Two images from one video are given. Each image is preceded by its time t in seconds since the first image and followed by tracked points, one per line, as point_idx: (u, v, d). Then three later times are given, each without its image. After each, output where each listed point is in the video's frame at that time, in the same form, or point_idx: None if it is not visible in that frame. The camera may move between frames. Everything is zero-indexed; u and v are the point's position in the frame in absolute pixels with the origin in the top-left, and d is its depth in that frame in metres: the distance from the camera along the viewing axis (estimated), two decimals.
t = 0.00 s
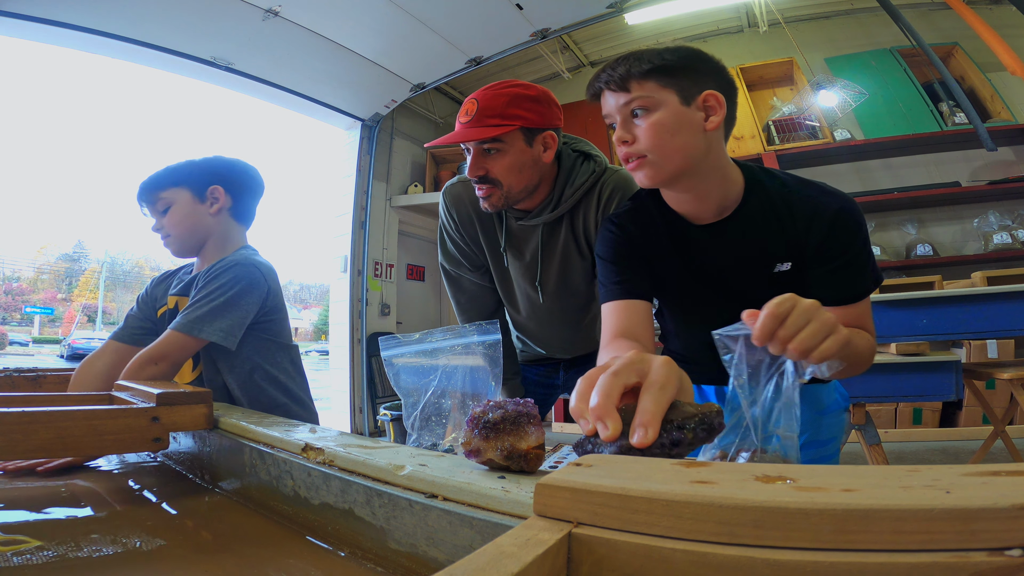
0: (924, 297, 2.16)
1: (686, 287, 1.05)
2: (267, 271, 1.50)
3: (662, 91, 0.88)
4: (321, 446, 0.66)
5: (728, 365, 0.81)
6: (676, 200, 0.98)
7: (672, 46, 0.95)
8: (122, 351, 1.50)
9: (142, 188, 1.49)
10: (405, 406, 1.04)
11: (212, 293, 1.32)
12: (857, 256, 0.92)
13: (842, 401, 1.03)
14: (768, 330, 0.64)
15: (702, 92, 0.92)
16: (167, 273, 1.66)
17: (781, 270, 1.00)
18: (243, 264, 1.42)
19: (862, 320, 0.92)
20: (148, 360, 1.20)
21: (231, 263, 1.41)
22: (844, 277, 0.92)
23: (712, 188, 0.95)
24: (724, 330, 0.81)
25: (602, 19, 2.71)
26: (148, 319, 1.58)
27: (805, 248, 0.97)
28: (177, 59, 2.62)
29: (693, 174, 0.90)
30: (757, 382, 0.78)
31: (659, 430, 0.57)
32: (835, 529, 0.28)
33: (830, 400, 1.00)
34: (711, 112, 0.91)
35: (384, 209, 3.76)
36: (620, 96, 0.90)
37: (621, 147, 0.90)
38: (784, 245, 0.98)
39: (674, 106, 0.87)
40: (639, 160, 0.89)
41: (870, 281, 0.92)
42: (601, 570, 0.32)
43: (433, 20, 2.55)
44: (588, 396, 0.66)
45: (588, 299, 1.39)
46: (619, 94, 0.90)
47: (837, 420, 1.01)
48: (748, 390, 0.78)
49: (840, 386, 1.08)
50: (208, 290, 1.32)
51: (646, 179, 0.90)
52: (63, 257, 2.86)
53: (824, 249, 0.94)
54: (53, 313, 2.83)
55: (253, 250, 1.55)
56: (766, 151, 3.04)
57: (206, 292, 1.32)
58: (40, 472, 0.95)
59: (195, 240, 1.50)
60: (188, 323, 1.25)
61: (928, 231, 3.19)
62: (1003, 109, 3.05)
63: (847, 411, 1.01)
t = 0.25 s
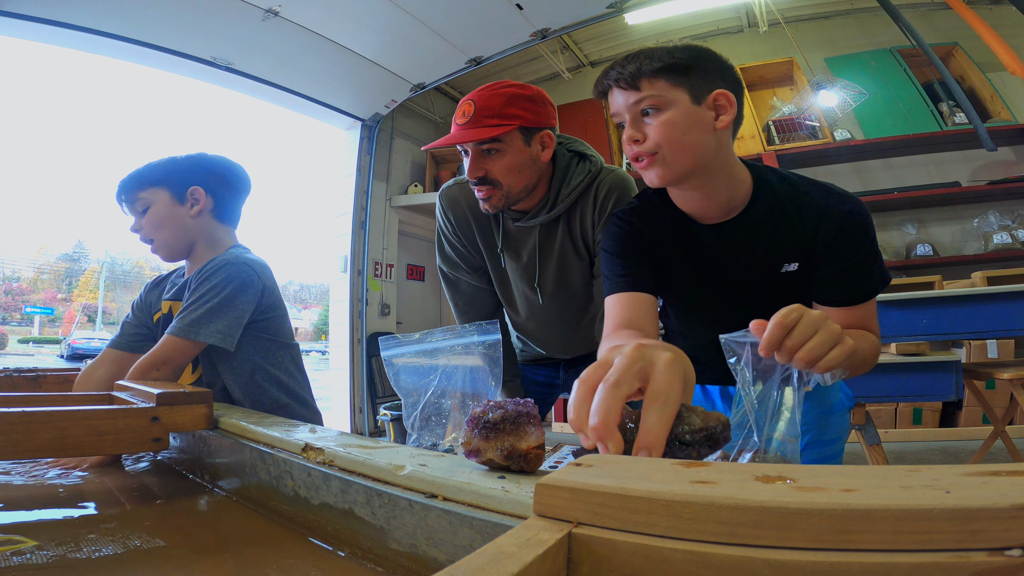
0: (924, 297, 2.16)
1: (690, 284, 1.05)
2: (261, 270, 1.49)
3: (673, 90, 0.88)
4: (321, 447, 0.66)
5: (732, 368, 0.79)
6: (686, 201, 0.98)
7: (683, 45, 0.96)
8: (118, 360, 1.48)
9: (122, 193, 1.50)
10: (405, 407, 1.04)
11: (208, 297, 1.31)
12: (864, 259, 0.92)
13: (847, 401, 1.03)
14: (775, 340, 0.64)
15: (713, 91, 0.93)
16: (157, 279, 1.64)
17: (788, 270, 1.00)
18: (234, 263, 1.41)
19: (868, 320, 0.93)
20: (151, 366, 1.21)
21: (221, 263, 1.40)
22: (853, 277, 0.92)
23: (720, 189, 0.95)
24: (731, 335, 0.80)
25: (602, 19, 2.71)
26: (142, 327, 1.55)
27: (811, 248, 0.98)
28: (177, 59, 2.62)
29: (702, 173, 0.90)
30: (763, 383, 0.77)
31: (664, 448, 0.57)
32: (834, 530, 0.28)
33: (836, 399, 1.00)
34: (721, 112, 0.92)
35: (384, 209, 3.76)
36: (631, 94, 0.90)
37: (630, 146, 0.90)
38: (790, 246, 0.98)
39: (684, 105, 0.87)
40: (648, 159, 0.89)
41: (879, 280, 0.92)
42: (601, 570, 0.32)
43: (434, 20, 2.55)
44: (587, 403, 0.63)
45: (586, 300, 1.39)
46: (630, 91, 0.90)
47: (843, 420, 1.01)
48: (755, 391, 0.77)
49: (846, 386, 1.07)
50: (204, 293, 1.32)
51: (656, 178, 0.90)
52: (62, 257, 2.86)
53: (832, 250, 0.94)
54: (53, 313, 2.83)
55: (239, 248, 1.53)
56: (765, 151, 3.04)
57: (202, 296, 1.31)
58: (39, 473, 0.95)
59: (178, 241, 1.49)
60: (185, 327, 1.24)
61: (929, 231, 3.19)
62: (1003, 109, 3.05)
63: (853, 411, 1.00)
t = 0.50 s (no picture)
0: (924, 297, 2.16)
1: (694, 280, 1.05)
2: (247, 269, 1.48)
3: (676, 85, 0.88)
4: (321, 447, 0.66)
5: (741, 370, 0.78)
6: (691, 196, 0.98)
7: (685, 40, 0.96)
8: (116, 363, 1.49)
9: (125, 183, 1.48)
10: (405, 407, 1.04)
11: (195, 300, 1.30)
12: (870, 255, 0.92)
13: (856, 402, 1.02)
14: (789, 341, 0.64)
15: (716, 86, 0.93)
16: (150, 281, 1.64)
17: (793, 265, 1.00)
18: (219, 263, 1.39)
19: (874, 317, 0.92)
20: (145, 370, 1.21)
21: (206, 263, 1.38)
22: (861, 273, 0.91)
23: (724, 184, 0.95)
24: (743, 338, 0.79)
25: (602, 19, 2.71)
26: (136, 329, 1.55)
27: (817, 244, 0.98)
28: (177, 59, 2.62)
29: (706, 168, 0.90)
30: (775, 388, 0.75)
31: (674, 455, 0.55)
32: (834, 530, 0.29)
33: (844, 400, 0.99)
34: (724, 107, 0.92)
35: (384, 209, 3.76)
36: (634, 89, 0.90)
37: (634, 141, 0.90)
38: (797, 243, 0.98)
39: (687, 100, 0.87)
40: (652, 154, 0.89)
41: (887, 277, 0.92)
42: (601, 570, 0.32)
43: (434, 20, 2.55)
44: (610, 412, 0.56)
45: (586, 300, 1.39)
46: (633, 86, 0.90)
47: (851, 421, 1.00)
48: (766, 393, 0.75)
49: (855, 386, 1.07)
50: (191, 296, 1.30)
51: (661, 174, 0.90)
52: (62, 257, 2.86)
53: (837, 247, 0.94)
54: (53, 313, 2.83)
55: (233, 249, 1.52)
56: (765, 151, 3.04)
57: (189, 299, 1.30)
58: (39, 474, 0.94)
59: (185, 237, 1.49)
60: (173, 330, 1.23)
61: (929, 230, 3.19)
62: (1003, 109, 3.05)
63: (861, 412, 1.00)
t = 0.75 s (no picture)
0: (924, 297, 2.16)
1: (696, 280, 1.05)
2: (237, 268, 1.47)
3: (681, 85, 0.87)
4: (321, 446, 0.66)
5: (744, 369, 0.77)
6: (696, 198, 0.98)
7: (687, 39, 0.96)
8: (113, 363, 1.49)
9: (179, 166, 1.49)
10: (405, 407, 1.04)
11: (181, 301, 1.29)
12: (877, 258, 0.92)
13: (860, 402, 1.02)
14: (790, 331, 0.64)
15: (722, 85, 0.92)
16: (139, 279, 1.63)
17: (800, 270, 1.00)
18: (209, 263, 1.38)
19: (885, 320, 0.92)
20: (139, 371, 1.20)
21: (195, 263, 1.37)
22: (867, 277, 0.92)
23: (729, 185, 0.95)
24: (742, 333, 0.78)
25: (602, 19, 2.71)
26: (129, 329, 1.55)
27: (824, 248, 0.98)
28: (177, 59, 2.62)
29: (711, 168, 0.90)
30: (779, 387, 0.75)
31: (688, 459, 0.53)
32: (834, 530, 0.29)
33: (848, 400, 0.99)
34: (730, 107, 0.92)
35: (384, 209, 3.76)
36: (637, 90, 0.90)
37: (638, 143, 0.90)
38: (804, 245, 0.98)
39: (692, 100, 0.87)
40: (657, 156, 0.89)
41: (895, 281, 0.91)
42: (601, 570, 0.32)
43: (434, 20, 2.55)
44: (624, 417, 0.56)
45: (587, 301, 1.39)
46: (637, 87, 0.90)
47: (855, 422, 1.00)
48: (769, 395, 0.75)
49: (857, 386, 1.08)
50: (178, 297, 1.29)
51: (667, 177, 0.90)
52: (63, 257, 2.86)
53: (846, 250, 0.94)
54: (53, 313, 2.83)
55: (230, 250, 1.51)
56: (766, 150, 3.04)
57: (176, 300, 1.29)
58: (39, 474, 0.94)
59: (200, 234, 1.49)
60: (163, 331, 1.23)
61: (929, 231, 3.19)
62: (1003, 109, 3.05)
63: (865, 413, 1.00)
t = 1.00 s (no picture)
0: (924, 297, 2.16)
1: (699, 277, 1.05)
2: (235, 268, 1.47)
3: (682, 81, 0.87)
4: (321, 446, 0.66)
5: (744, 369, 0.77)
6: (698, 195, 0.98)
7: (688, 35, 0.96)
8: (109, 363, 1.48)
9: (183, 167, 1.50)
10: (405, 407, 1.04)
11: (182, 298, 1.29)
12: (881, 255, 0.91)
13: (863, 403, 1.02)
14: (793, 334, 0.64)
15: (724, 81, 0.93)
16: (136, 279, 1.63)
17: (803, 267, 1.00)
18: (209, 262, 1.39)
19: (887, 318, 0.92)
20: (139, 371, 1.20)
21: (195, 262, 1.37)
22: (870, 275, 0.91)
23: (731, 181, 0.95)
24: (743, 333, 0.78)
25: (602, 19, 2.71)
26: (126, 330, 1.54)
27: (829, 246, 0.98)
28: (176, 59, 2.62)
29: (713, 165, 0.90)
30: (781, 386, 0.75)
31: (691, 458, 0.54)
32: (835, 530, 0.28)
33: (851, 401, 0.99)
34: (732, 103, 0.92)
35: (384, 209, 3.76)
36: (638, 87, 0.89)
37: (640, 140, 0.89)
38: (807, 243, 0.99)
39: (694, 96, 0.87)
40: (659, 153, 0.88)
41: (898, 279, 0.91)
42: (600, 570, 0.32)
43: (434, 20, 2.55)
44: (629, 418, 0.56)
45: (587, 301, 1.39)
46: (638, 84, 0.89)
47: (858, 423, 1.00)
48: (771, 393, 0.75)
49: (860, 387, 1.08)
50: (179, 292, 1.30)
51: (669, 174, 0.89)
52: (62, 257, 2.86)
53: (849, 248, 0.94)
54: (53, 313, 2.83)
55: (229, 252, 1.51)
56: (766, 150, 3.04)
57: (177, 296, 1.29)
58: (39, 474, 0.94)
59: (199, 235, 1.49)
60: (163, 328, 1.23)
61: (929, 231, 3.19)
62: (1003, 109, 3.05)
63: (868, 414, 1.00)
